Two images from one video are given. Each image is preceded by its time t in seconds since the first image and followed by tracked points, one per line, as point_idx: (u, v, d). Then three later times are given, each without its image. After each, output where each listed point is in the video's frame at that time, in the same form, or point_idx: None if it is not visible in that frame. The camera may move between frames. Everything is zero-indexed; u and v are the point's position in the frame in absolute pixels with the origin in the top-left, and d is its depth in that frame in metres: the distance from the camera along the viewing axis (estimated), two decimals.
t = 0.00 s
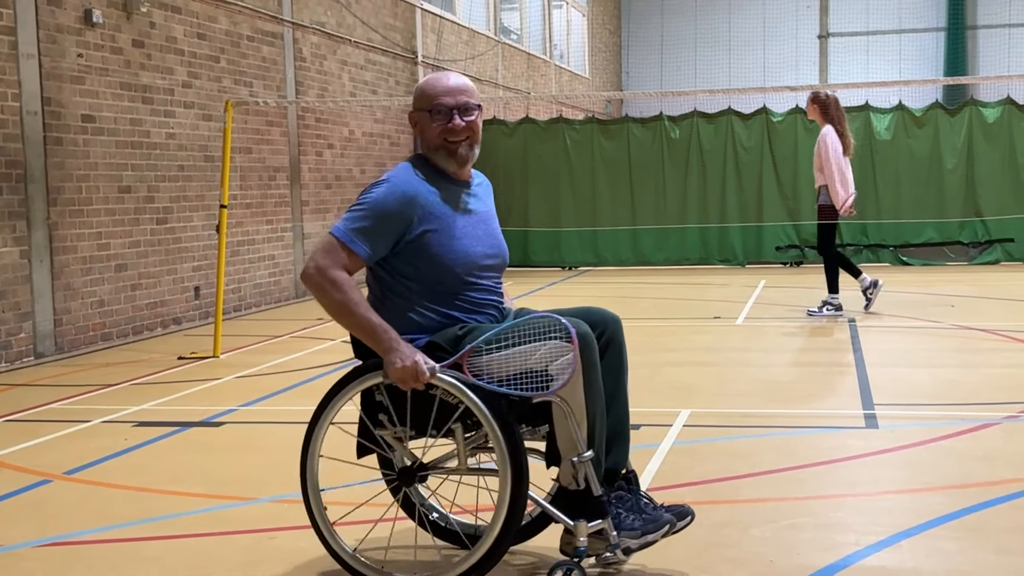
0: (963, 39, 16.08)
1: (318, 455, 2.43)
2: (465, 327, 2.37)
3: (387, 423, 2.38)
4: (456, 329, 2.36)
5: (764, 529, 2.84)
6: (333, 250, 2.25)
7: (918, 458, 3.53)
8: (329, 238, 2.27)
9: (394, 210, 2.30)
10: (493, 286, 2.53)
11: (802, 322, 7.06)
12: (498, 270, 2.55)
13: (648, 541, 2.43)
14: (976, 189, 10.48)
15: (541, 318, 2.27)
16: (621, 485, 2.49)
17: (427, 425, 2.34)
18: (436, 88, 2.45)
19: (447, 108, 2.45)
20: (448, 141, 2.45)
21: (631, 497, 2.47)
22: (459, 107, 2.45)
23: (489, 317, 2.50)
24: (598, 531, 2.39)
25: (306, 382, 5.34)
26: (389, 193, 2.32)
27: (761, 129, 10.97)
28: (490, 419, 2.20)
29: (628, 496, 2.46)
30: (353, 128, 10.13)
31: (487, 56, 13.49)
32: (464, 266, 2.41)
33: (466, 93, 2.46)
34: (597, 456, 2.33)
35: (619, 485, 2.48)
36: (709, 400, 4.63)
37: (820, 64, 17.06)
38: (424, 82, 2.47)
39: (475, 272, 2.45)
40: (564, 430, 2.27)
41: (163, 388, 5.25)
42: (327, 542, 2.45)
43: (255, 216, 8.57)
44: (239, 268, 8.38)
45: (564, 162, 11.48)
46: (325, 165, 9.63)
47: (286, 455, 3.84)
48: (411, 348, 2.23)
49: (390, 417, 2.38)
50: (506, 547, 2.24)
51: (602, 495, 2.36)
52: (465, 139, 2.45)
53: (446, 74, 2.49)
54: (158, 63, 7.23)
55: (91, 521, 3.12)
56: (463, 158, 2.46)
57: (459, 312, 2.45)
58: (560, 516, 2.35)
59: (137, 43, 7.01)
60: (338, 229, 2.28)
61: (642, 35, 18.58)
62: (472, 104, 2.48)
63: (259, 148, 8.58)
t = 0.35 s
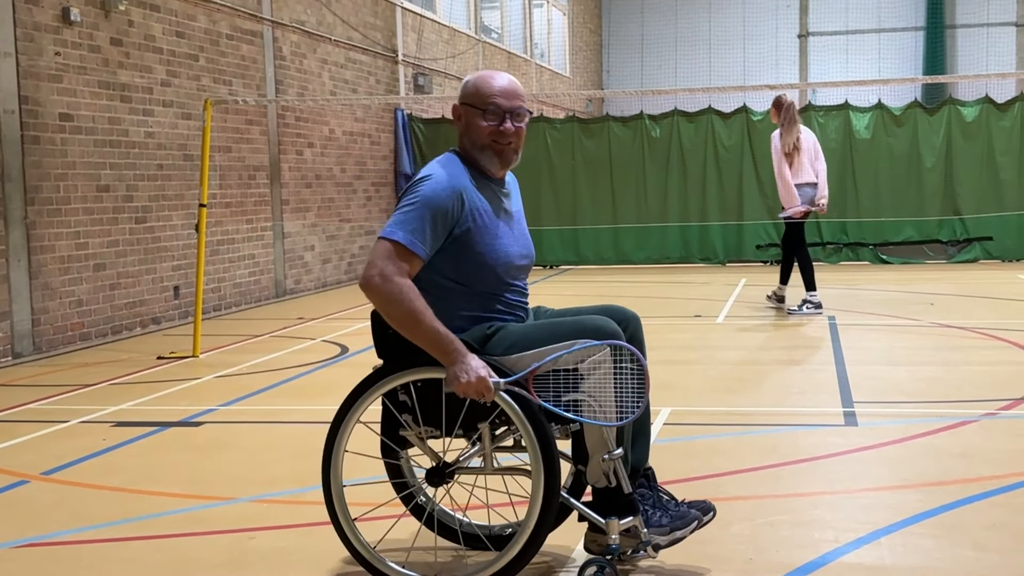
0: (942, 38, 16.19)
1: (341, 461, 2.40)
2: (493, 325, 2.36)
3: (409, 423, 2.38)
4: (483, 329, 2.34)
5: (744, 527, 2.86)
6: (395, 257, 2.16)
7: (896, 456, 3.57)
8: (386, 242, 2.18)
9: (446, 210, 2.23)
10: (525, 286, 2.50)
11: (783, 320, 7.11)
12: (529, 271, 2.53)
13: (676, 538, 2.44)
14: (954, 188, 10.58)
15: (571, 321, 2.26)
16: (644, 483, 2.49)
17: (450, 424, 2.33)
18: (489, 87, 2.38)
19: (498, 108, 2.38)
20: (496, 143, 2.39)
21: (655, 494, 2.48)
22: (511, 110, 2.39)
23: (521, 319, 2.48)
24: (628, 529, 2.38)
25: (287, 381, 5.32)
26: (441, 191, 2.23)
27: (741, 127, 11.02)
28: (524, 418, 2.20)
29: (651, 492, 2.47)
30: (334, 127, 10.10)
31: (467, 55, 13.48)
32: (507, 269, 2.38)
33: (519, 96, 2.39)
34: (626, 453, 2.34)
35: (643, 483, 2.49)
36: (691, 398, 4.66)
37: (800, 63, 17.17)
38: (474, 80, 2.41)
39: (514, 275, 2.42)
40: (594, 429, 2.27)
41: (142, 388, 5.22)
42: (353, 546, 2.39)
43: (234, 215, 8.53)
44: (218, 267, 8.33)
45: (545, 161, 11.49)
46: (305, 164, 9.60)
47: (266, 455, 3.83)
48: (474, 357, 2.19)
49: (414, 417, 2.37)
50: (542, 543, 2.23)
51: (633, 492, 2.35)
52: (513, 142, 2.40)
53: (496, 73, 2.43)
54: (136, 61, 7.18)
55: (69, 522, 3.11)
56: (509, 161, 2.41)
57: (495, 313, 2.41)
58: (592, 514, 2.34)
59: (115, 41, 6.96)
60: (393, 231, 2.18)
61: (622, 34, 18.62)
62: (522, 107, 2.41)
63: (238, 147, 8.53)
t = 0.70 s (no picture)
0: (919, 39, 16.35)
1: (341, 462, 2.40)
2: (493, 326, 2.37)
3: (411, 423, 2.40)
4: (483, 329, 2.35)
5: (721, 526, 2.89)
6: (407, 232, 2.18)
7: (872, 455, 3.61)
8: (405, 217, 2.20)
9: (471, 210, 2.25)
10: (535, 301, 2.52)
11: (761, 320, 7.16)
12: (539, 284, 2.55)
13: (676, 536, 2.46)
14: (931, 188, 10.69)
15: (571, 320, 2.26)
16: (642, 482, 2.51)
17: (451, 425, 2.34)
18: (542, 104, 2.40)
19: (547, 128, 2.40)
20: (538, 161, 2.41)
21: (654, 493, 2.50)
22: (560, 133, 2.40)
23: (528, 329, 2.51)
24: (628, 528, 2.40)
25: (265, 382, 5.30)
26: (472, 191, 2.26)
27: (719, 128, 11.09)
28: (525, 418, 2.21)
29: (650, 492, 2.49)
30: (312, 127, 10.08)
31: (446, 55, 13.48)
32: (520, 277, 2.40)
33: (570, 121, 2.41)
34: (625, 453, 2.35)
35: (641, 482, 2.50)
36: (669, 398, 4.68)
37: (778, 63, 17.30)
38: (532, 94, 2.43)
39: (527, 285, 2.44)
40: (595, 427, 2.28)
41: (119, 389, 5.18)
42: (349, 544, 2.40)
43: (212, 216, 8.49)
44: (195, 268, 8.29)
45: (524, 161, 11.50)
46: (283, 164, 9.57)
47: (244, 455, 3.82)
48: (449, 347, 2.21)
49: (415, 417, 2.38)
50: (543, 542, 2.24)
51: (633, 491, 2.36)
52: (553, 164, 2.42)
53: (552, 92, 2.45)
54: (112, 61, 7.12)
55: (45, 523, 3.09)
56: (545, 180, 2.44)
57: (494, 316, 2.41)
58: (593, 514, 2.35)
59: (91, 41, 6.91)
60: (415, 210, 2.21)
61: (600, 34, 18.68)
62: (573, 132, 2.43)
63: (216, 147, 8.49)
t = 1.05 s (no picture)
0: (892, 40, 16.51)
1: (365, 463, 2.37)
2: (516, 325, 2.39)
3: (434, 427, 2.39)
4: (509, 328, 2.38)
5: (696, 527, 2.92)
6: (438, 267, 2.17)
7: (845, 455, 3.66)
8: (430, 251, 2.18)
9: (475, 214, 2.26)
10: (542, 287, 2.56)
11: (736, 321, 7.22)
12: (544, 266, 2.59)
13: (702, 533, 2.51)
14: (904, 189, 10.80)
15: (595, 320, 2.34)
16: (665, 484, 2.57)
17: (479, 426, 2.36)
18: (506, 87, 2.41)
19: (513, 108, 2.42)
20: (513, 143, 2.44)
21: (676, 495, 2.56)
22: (527, 110, 2.42)
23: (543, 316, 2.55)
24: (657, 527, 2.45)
25: (240, 383, 5.28)
26: (470, 198, 2.26)
27: (694, 129, 11.16)
28: (558, 423, 2.27)
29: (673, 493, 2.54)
30: (287, 128, 10.05)
31: (422, 56, 13.47)
32: (530, 265, 2.43)
33: (534, 96, 2.43)
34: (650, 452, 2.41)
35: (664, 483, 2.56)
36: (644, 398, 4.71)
37: (753, 64, 17.43)
38: (492, 78, 2.43)
39: (536, 272, 2.48)
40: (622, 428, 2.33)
41: (91, 391, 5.14)
42: (375, 545, 2.38)
43: (186, 217, 8.44)
44: (169, 269, 8.23)
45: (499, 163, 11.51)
46: (258, 165, 9.52)
47: (218, 458, 3.80)
48: (533, 373, 2.19)
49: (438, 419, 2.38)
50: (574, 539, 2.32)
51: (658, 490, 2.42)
52: (529, 141, 2.45)
53: (511, 72, 2.46)
54: (85, 61, 7.06)
55: (14, 527, 3.06)
56: (525, 158, 2.47)
57: (514, 310, 2.45)
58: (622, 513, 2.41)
59: (64, 40, 6.84)
60: (435, 239, 2.18)
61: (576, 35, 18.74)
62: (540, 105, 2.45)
63: (189, 148, 8.44)
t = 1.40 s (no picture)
0: (865, 43, 16.68)
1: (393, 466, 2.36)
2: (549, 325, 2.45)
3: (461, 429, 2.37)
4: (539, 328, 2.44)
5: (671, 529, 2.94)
6: (500, 282, 2.17)
7: (816, 456, 3.71)
8: (483, 268, 2.18)
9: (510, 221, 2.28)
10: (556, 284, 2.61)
11: (710, 322, 7.28)
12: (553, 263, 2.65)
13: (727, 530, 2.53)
14: (875, 191, 10.92)
15: (624, 319, 2.40)
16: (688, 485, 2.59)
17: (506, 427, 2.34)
18: (502, 84, 2.41)
19: (514, 104, 2.42)
20: (519, 138, 2.46)
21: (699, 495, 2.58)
22: (527, 103, 2.43)
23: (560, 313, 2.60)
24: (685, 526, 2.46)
25: (212, 386, 5.26)
26: (504, 205, 2.28)
27: (668, 132, 11.23)
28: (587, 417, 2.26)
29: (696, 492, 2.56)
30: (260, 130, 10.00)
31: (396, 57, 13.45)
32: (553, 263, 2.48)
33: (530, 88, 2.43)
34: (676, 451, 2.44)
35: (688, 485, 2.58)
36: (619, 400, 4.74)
37: (726, 67, 17.56)
38: (484, 79, 2.43)
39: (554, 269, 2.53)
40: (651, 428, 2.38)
41: (61, 394, 5.10)
42: (402, 549, 2.36)
43: (158, 218, 8.37)
44: (141, 271, 8.16)
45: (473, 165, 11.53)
46: (230, 167, 9.46)
47: (190, 461, 3.78)
48: (601, 397, 2.19)
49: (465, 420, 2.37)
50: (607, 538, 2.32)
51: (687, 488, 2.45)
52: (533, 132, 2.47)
53: (505, 67, 2.45)
54: (55, 62, 6.99)
55: None
56: (534, 150, 2.49)
57: (541, 309, 2.51)
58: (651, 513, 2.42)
59: (33, 41, 6.77)
60: (485, 254, 2.19)
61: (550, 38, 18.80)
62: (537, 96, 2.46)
63: (161, 150, 8.38)
